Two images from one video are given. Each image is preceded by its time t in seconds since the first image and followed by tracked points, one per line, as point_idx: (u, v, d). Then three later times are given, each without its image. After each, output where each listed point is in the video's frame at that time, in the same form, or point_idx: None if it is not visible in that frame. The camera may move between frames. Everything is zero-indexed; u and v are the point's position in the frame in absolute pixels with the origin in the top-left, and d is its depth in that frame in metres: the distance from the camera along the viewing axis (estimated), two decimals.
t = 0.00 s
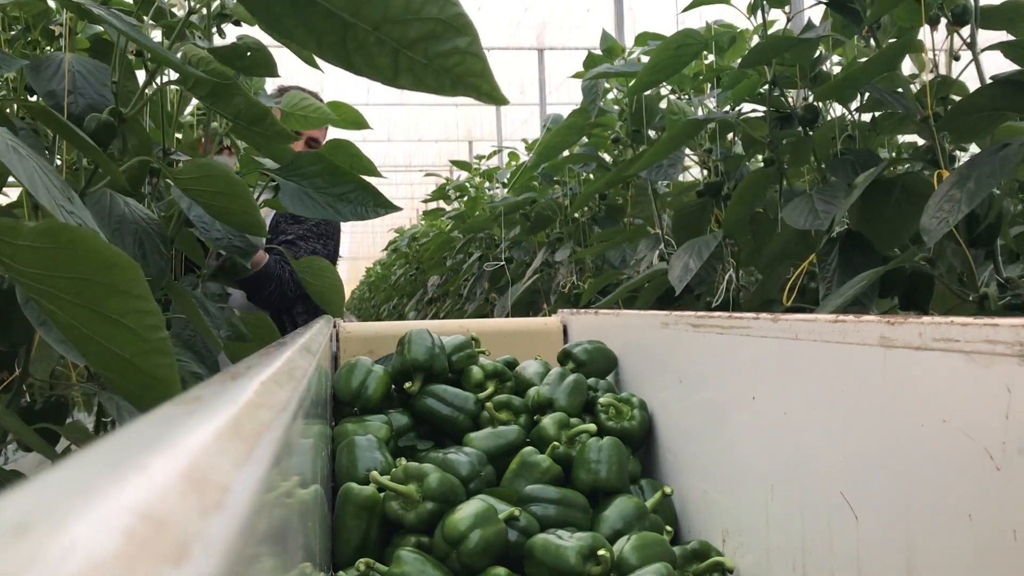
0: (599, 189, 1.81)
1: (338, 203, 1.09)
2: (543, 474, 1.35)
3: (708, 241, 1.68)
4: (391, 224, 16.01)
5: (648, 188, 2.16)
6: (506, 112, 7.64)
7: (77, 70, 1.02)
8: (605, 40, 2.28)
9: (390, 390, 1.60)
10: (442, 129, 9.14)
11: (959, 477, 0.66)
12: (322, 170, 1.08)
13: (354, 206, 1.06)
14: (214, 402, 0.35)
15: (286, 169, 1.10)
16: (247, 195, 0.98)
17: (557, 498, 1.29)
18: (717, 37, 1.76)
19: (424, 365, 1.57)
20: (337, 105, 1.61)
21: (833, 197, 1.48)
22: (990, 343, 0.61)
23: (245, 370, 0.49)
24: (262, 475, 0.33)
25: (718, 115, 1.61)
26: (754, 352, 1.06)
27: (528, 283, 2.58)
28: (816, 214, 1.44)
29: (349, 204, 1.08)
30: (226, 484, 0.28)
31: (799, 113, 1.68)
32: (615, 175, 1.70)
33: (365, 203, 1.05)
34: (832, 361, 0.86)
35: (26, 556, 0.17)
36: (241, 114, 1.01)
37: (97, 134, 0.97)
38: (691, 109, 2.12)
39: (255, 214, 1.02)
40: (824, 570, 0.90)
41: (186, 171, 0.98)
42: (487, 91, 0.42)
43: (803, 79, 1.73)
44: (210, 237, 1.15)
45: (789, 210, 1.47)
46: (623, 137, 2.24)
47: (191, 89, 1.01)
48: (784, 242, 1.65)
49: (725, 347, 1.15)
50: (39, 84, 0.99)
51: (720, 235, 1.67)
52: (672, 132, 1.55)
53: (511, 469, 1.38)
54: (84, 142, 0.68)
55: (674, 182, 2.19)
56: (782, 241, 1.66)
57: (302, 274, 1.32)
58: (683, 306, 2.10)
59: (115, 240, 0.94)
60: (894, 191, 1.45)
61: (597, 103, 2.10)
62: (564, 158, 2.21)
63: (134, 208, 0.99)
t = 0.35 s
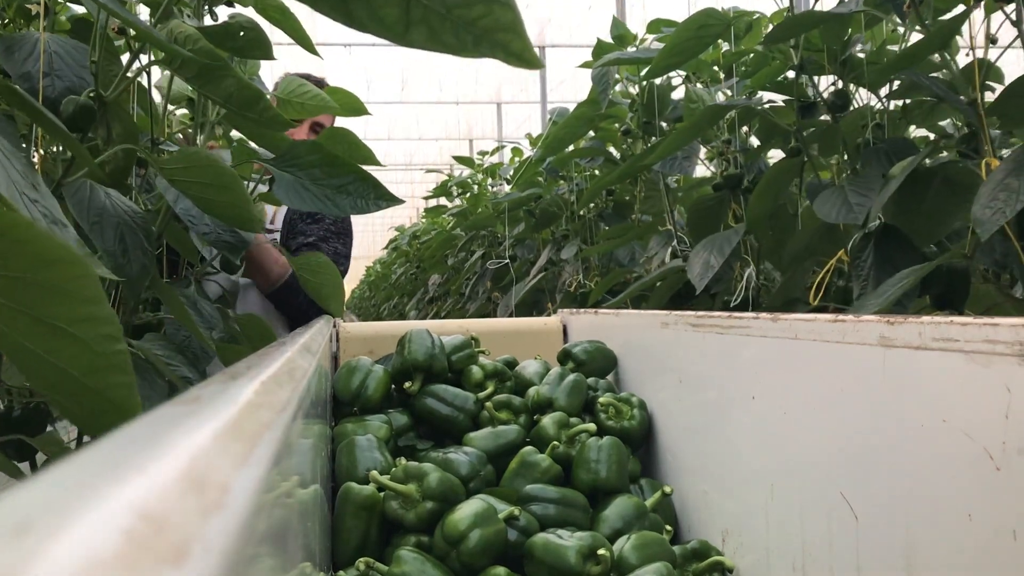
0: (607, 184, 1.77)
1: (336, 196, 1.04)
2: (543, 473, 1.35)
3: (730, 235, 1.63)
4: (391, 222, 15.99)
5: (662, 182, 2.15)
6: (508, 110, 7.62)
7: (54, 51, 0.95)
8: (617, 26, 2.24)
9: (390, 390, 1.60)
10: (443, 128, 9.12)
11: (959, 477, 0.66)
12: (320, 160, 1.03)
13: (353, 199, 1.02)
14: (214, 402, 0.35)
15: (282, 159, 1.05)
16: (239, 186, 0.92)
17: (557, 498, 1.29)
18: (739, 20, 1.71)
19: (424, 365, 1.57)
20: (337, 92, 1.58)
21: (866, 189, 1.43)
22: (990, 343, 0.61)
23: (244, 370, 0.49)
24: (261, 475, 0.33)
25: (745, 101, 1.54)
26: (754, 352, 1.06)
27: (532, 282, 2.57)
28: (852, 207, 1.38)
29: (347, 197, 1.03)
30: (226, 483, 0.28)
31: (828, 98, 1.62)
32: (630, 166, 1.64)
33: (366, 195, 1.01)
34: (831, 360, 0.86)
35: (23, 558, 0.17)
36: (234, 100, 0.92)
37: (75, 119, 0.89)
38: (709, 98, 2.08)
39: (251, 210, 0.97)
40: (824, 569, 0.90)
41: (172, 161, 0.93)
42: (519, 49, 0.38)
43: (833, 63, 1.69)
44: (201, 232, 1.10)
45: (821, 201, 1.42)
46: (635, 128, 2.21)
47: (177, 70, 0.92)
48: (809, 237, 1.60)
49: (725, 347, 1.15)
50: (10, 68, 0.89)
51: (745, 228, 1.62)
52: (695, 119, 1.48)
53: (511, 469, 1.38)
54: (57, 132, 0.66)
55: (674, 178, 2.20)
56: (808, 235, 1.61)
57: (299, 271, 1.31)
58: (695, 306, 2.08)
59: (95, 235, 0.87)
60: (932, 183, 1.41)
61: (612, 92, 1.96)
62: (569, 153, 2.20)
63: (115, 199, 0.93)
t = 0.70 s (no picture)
0: (617, 177, 1.73)
1: (337, 190, 1.07)
2: (543, 473, 1.35)
3: (753, 230, 1.52)
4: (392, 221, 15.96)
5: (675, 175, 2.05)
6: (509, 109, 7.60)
7: (32, 27, 0.93)
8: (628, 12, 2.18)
9: (390, 390, 1.60)
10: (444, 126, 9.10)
11: (959, 477, 0.66)
12: (321, 152, 1.06)
13: (356, 193, 1.06)
14: (214, 402, 0.35)
15: (280, 151, 1.07)
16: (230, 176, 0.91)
17: (556, 498, 1.29)
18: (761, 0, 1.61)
19: (424, 365, 1.57)
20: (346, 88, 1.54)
21: (906, 180, 1.31)
22: (991, 343, 0.61)
23: (244, 370, 0.49)
24: (262, 476, 0.33)
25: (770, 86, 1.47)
26: (755, 352, 1.06)
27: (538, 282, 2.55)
28: (889, 199, 1.27)
29: (351, 191, 1.07)
30: (226, 484, 0.28)
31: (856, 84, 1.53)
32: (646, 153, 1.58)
33: (369, 188, 1.05)
34: (831, 360, 0.86)
35: (20, 558, 0.17)
36: (221, 76, 0.93)
37: (47, 100, 0.89)
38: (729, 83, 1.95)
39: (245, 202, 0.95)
40: (824, 569, 0.90)
41: (159, 151, 0.90)
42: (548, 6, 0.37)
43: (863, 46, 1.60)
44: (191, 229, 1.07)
45: (854, 193, 1.31)
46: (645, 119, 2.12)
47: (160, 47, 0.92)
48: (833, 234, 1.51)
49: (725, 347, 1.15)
50: None
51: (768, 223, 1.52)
52: (722, 103, 1.41)
53: (511, 469, 1.38)
54: (27, 113, 0.72)
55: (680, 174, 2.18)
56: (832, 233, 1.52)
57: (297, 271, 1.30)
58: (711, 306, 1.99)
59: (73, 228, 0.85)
60: (979, 172, 1.32)
61: (620, 82, 1.93)
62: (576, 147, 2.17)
63: (95, 192, 0.90)
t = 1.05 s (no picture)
0: (628, 172, 1.70)
1: (335, 177, 1.02)
2: (543, 473, 1.35)
3: (780, 225, 1.46)
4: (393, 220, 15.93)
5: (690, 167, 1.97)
6: (510, 107, 7.59)
7: None
8: None
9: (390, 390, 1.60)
10: (445, 125, 9.09)
11: (959, 477, 0.66)
12: (318, 137, 1.01)
13: (356, 181, 1.01)
14: (213, 403, 0.35)
15: (273, 136, 1.03)
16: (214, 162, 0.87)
17: (557, 498, 1.28)
18: None
19: (424, 364, 1.57)
20: (335, 63, 1.44)
21: (955, 168, 1.27)
22: (991, 343, 0.61)
23: (243, 369, 0.49)
24: (262, 476, 0.33)
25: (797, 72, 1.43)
26: (755, 351, 1.06)
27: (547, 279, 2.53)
28: (938, 189, 1.23)
29: (352, 178, 1.02)
30: (226, 484, 0.28)
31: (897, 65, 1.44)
32: (665, 143, 1.54)
33: (371, 174, 1.01)
34: (832, 359, 0.86)
35: (20, 558, 0.17)
36: (200, 40, 0.87)
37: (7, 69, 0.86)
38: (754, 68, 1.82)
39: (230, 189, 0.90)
40: (824, 568, 0.90)
41: (136, 134, 0.86)
42: None
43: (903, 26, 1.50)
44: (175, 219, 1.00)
45: (901, 182, 1.27)
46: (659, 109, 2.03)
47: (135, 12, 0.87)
48: (863, 231, 1.49)
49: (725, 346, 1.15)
50: None
51: (796, 218, 1.45)
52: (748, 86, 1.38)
53: (511, 469, 1.38)
54: None
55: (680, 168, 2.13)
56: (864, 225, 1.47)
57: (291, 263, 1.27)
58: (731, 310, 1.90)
59: (42, 218, 0.83)
60: None
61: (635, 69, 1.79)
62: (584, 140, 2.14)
63: (67, 178, 0.88)
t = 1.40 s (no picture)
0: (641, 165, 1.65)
1: (328, 163, 0.96)
2: (543, 473, 1.35)
3: (814, 218, 1.34)
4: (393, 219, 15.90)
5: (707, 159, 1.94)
6: (510, 105, 7.58)
7: None
8: None
9: (390, 390, 1.60)
10: (445, 124, 9.09)
11: (959, 477, 0.66)
12: (310, 120, 0.95)
13: (351, 166, 0.96)
14: (213, 402, 0.35)
15: (260, 120, 0.97)
16: (200, 150, 0.80)
17: (557, 498, 1.28)
18: None
19: (424, 364, 1.57)
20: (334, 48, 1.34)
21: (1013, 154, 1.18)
22: (990, 343, 0.61)
23: (243, 369, 0.49)
24: (262, 476, 0.33)
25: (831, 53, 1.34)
26: (755, 351, 1.05)
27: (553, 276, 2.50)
28: (999, 176, 1.15)
29: (345, 165, 0.96)
30: (226, 483, 0.28)
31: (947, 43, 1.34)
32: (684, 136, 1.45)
33: (368, 160, 0.96)
34: (832, 359, 0.86)
35: (19, 558, 0.17)
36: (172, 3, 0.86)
37: None
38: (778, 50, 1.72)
39: (214, 178, 0.83)
40: (825, 569, 0.90)
41: (108, 114, 0.79)
42: None
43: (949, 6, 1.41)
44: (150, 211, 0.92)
45: (955, 171, 1.18)
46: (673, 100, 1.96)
47: None
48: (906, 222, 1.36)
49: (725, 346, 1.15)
50: None
51: (831, 212, 1.33)
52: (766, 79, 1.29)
53: (511, 469, 1.38)
54: None
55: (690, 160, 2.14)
56: (901, 220, 1.35)
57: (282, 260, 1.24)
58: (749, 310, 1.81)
59: None
60: None
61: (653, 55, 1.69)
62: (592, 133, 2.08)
63: (32, 168, 0.85)
